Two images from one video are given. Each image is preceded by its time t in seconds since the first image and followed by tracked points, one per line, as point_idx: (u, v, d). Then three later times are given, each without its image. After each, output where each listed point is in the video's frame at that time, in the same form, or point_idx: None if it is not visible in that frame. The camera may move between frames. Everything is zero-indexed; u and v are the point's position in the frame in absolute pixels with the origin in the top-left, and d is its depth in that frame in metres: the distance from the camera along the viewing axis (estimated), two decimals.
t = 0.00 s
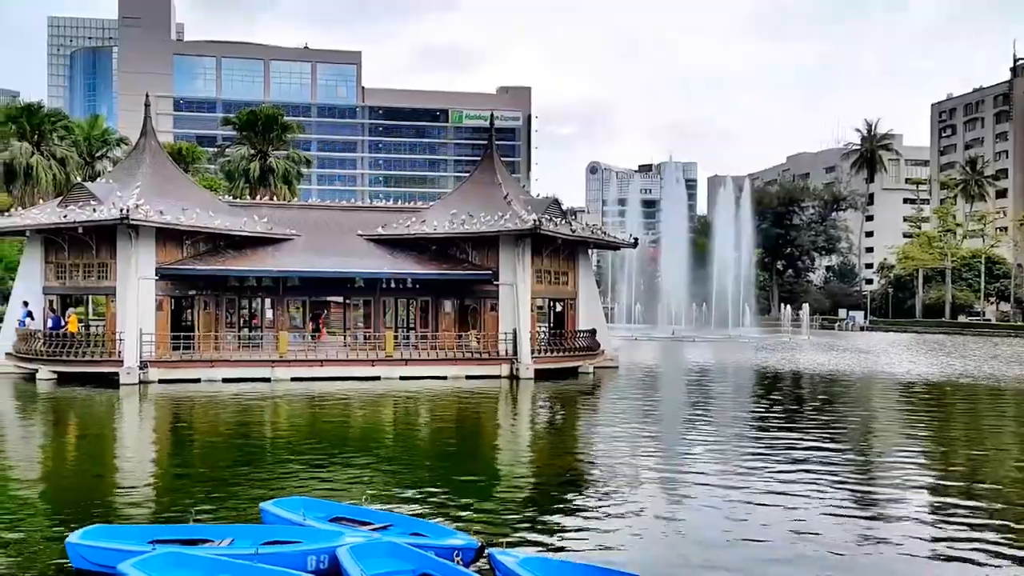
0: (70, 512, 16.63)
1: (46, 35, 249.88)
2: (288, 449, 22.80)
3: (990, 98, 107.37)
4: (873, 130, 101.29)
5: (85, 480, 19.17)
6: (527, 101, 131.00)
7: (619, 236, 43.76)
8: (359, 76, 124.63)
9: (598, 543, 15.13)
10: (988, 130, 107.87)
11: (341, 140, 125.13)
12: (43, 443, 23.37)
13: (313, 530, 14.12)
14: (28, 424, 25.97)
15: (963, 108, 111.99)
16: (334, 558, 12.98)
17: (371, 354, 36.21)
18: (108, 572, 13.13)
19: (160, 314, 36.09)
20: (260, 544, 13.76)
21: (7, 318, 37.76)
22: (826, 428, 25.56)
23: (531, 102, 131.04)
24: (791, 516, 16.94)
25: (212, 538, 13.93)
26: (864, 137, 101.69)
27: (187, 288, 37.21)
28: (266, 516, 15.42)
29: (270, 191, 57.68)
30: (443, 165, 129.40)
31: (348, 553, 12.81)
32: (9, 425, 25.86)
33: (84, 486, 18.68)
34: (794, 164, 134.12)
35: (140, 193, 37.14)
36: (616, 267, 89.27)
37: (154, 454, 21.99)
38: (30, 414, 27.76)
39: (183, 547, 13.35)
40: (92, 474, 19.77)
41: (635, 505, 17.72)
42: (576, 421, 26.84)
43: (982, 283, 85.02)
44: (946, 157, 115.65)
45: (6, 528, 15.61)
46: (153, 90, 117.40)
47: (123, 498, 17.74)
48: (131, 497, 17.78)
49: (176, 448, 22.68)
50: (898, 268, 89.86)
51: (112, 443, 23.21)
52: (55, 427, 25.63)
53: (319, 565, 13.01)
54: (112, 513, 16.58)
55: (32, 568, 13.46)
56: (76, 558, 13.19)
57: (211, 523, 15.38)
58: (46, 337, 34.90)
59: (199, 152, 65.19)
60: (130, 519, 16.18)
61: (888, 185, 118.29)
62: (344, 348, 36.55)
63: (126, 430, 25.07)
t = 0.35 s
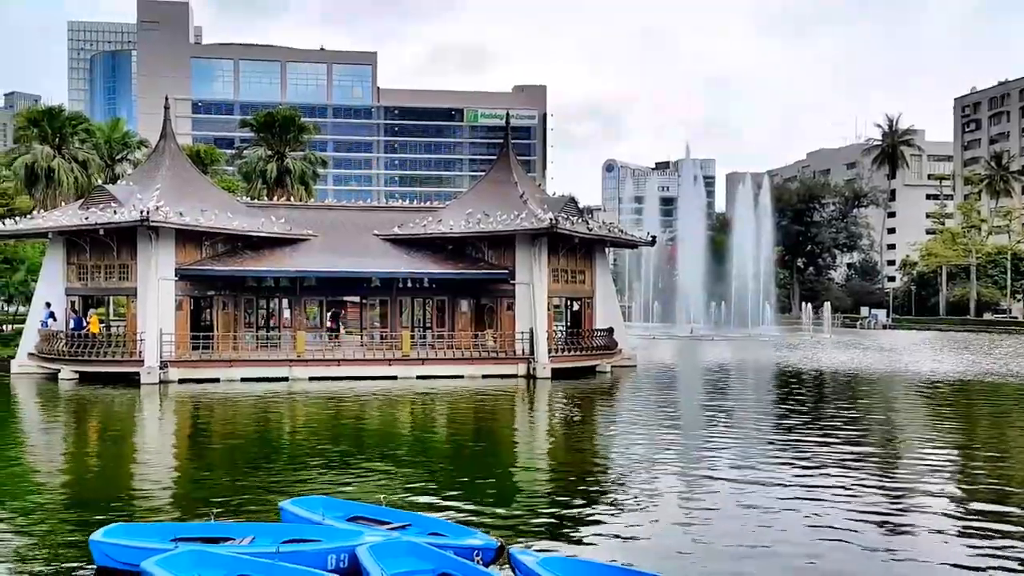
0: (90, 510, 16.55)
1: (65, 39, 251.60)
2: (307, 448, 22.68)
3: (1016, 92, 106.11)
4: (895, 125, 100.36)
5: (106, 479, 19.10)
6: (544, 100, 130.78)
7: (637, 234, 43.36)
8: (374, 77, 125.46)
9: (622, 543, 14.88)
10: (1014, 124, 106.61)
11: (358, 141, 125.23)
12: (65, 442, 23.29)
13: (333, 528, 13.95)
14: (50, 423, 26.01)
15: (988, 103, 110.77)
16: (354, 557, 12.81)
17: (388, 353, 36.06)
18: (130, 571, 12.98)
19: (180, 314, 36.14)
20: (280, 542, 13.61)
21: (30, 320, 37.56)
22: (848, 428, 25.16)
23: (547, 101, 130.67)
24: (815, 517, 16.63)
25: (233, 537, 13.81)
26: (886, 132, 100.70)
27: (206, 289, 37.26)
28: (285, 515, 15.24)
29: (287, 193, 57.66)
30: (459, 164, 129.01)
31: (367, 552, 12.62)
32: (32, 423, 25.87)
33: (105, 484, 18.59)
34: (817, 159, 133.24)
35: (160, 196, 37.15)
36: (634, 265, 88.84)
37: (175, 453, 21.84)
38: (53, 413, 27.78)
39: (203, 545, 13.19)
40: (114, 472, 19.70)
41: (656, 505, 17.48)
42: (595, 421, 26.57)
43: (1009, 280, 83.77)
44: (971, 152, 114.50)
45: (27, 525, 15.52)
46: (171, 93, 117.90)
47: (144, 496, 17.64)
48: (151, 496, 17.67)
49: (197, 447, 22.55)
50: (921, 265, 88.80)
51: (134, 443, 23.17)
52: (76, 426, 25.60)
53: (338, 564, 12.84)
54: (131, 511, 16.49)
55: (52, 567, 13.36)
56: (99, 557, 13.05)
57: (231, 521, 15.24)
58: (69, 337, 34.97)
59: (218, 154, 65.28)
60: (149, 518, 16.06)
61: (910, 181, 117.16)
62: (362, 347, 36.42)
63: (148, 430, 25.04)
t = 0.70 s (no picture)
0: (112, 509, 16.66)
1: (86, 41, 253.75)
2: (327, 448, 22.69)
3: None
4: (918, 123, 99.53)
5: (127, 478, 19.20)
6: (562, 100, 130.63)
7: (657, 234, 43.15)
8: (392, 78, 126.08)
9: (643, 544, 14.81)
10: None
11: (376, 142, 125.43)
12: (86, 442, 23.35)
13: (353, 528, 13.97)
14: (74, 422, 26.25)
15: (1013, 100, 109.59)
16: (375, 556, 12.81)
17: (407, 353, 36.10)
18: (153, 569, 13.04)
19: (200, 315, 36.33)
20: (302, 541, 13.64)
21: (52, 321, 37.85)
22: (870, 428, 24.94)
23: (565, 100, 130.46)
24: (838, 518, 16.48)
25: (254, 535, 13.83)
26: (908, 131, 99.91)
27: (226, 289, 37.44)
28: (305, 514, 15.27)
29: (306, 193, 57.82)
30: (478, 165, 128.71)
31: (388, 551, 12.63)
32: (55, 423, 26.07)
33: (125, 484, 18.66)
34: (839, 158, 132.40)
35: (180, 197, 37.37)
36: (653, 265, 88.48)
37: (197, 453, 21.93)
38: (75, 413, 27.97)
39: (225, 543, 13.25)
40: (135, 472, 19.83)
41: (676, 505, 17.39)
42: (614, 421, 26.48)
43: None
44: (996, 150, 113.37)
45: (50, 524, 15.63)
46: (192, 94, 118.57)
47: (165, 495, 17.72)
48: (172, 495, 17.74)
49: (219, 447, 22.59)
50: (944, 264, 87.92)
51: (154, 442, 23.30)
52: (98, 426, 25.72)
53: (359, 562, 12.85)
54: (153, 510, 16.58)
55: (76, 565, 13.44)
56: (123, 555, 13.14)
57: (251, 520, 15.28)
58: (91, 338, 35.26)
59: (237, 155, 65.52)
60: (170, 516, 16.14)
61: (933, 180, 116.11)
62: (381, 348, 36.49)
63: (169, 429, 25.16)
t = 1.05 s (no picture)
0: (133, 508, 16.76)
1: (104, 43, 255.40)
2: (345, 447, 22.71)
3: None
4: (937, 117, 98.73)
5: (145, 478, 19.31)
6: (577, 97, 130.39)
7: (674, 231, 42.94)
8: (408, 77, 125.94)
9: (664, 542, 14.74)
10: None
11: (391, 141, 125.56)
12: (106, 442, 23.49)
13: (373, 527, 13.97)
14: (93, 423, 26.42)
15: None
16: (394, 555, 12.82)
17: (424, 352, 36.13)
18: (174, 568, 13.10)
19: (218, 315, 36.48)
20: (322, 541, 13.64)
21: (72, 322, 38.15)
22: (894, 425, 24.69)
23: (581, 98, 130.15)
24: (859, 516, 16.33)
25: (274, 535, 13.85)
26: (927, 125, 99.14)
27: (244, 290, 37.58)
28: (325, 514, 15.28)
29: (323, 194, 57.96)
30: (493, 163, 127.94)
31: (408, 550, 12.62)
32: (75, 424, 26.21)
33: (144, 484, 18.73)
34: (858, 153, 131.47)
35: (198, 199, 37.52)
36: (670, 263, 88.19)
37: (216, 453, 22.01)
38: (93, 414, 28.08)
39: (245, 543, 13.28)
40: (154, 471, 19.92)
41: (696, 504, 17.29)
42: (632, 419, 26.41)
43: None
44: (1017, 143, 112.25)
45: (72, 524, 15.72)
46: (208, 96, 119.18)
47: (185, 494, 17.77)
48: (192, 495, 17.80)
49: (239, 447, 22.66)
50: (965, 259, 87.13)
51: (174, 442, 23.42)
52: (118, 427, 25.85)
53: (379, 562, 12.85)
54: (172, 510, 16.64)
55: (97, 565, 13.51)
56: (143, 555, 13.19)
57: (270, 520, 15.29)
58: (111, 339, 35.50)
59: (254, 156, 65.70)
60: (190, 515, 16.20)
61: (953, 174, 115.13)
62: (398, 347, 36.53)
63: (189, 429, 25.26)
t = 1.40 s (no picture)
0: (153, 505, 16.89)
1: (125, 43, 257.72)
2: (362, 446, 22.82)
3: None
4: (960, 118, 97.92)
5: (164, 475, 19.44)
6: (597, 98, 130.29)
7: (693, 231, 42.79)
8: (426, 78, 126.68)
9: (682, 544, 14.74)
10: None
11: (410, 141, 125.76)
12: (126, 439, 23.73)
13: (391, 526, 14.03)
14: (114, 420, 26.61)
15: None
16: (413, 554, 12.86)
17: (442, 352, 36.20)
18: (195, 565, 13.18)
19: (238, 314, 36.68)
20: (341, 539, 13.70)
21: (94, 320, 38.44)
22: (913, 428, 24.54)
23: (600, 98, 129.99)
24: (879, 520, 16.23)
25: (294, 532, 13.92)
26: (951, 125, 98.34)
27: (264, 288, 37.79)
28: (343, 512, 15.36)
29: (342, 193, 58.19)
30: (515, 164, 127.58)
31: (427, 550, 12.64)
32: (97, 421, 26.39)
33: (164, 481, 18.86)
34: (880, 154, 130.61)
35: (219, 198, 37.75)
36: (689, 263, 87.90)
37: (234, 450, 22.15)
38: (114, 411, 28.24)
39: (265, 540, 13.35)
40: (174, 469, 20.05)
41: (714, 506, 17.25)
42: (650, 420, 26.37)
43: None
44: None
45: (94, 521, 15.86)
46: (229, 96, 119.87)
47: (205, 492, 17.89)
48: (212, 492, 17.92)
49: (256, 445, 22.76)
50: (987, 261, 86.35)
51: (193, 439, 23.61)
52: (139, 424, 26.07)
53: (398, 561, 12.92)
54: (193, 506, 16.76)
55: (120, 561, 13.61)
56: (165, 551, 13.29)
57: (288, 519, 15.38)
58: (133, 337, 35.76)
59: (274, 156, 66.02)
60: (209, 513, 16.32)
61: (977, 175, 114.15)
62: (416, 346, 36.63)
63: (207, 427, 25.41)
